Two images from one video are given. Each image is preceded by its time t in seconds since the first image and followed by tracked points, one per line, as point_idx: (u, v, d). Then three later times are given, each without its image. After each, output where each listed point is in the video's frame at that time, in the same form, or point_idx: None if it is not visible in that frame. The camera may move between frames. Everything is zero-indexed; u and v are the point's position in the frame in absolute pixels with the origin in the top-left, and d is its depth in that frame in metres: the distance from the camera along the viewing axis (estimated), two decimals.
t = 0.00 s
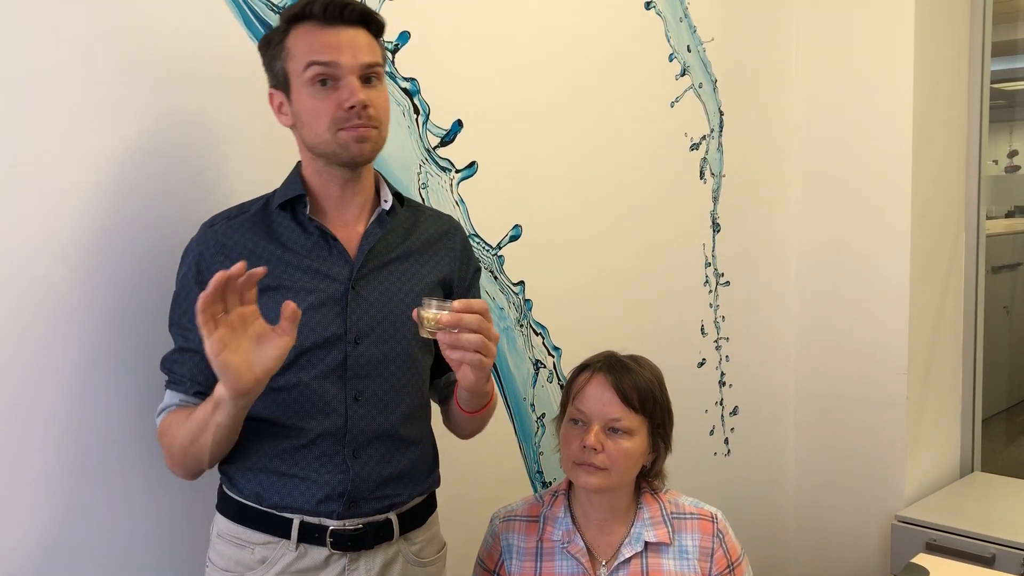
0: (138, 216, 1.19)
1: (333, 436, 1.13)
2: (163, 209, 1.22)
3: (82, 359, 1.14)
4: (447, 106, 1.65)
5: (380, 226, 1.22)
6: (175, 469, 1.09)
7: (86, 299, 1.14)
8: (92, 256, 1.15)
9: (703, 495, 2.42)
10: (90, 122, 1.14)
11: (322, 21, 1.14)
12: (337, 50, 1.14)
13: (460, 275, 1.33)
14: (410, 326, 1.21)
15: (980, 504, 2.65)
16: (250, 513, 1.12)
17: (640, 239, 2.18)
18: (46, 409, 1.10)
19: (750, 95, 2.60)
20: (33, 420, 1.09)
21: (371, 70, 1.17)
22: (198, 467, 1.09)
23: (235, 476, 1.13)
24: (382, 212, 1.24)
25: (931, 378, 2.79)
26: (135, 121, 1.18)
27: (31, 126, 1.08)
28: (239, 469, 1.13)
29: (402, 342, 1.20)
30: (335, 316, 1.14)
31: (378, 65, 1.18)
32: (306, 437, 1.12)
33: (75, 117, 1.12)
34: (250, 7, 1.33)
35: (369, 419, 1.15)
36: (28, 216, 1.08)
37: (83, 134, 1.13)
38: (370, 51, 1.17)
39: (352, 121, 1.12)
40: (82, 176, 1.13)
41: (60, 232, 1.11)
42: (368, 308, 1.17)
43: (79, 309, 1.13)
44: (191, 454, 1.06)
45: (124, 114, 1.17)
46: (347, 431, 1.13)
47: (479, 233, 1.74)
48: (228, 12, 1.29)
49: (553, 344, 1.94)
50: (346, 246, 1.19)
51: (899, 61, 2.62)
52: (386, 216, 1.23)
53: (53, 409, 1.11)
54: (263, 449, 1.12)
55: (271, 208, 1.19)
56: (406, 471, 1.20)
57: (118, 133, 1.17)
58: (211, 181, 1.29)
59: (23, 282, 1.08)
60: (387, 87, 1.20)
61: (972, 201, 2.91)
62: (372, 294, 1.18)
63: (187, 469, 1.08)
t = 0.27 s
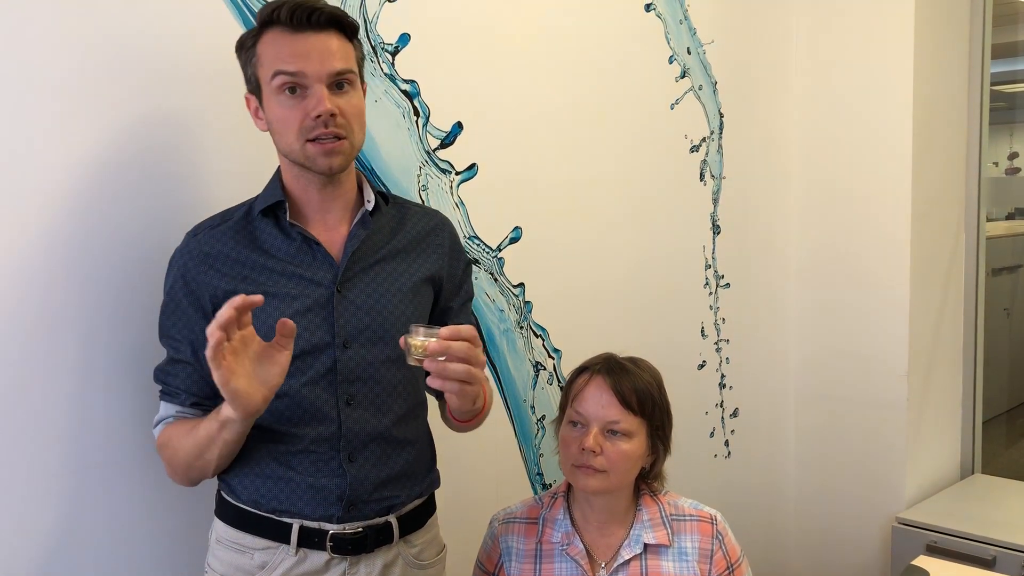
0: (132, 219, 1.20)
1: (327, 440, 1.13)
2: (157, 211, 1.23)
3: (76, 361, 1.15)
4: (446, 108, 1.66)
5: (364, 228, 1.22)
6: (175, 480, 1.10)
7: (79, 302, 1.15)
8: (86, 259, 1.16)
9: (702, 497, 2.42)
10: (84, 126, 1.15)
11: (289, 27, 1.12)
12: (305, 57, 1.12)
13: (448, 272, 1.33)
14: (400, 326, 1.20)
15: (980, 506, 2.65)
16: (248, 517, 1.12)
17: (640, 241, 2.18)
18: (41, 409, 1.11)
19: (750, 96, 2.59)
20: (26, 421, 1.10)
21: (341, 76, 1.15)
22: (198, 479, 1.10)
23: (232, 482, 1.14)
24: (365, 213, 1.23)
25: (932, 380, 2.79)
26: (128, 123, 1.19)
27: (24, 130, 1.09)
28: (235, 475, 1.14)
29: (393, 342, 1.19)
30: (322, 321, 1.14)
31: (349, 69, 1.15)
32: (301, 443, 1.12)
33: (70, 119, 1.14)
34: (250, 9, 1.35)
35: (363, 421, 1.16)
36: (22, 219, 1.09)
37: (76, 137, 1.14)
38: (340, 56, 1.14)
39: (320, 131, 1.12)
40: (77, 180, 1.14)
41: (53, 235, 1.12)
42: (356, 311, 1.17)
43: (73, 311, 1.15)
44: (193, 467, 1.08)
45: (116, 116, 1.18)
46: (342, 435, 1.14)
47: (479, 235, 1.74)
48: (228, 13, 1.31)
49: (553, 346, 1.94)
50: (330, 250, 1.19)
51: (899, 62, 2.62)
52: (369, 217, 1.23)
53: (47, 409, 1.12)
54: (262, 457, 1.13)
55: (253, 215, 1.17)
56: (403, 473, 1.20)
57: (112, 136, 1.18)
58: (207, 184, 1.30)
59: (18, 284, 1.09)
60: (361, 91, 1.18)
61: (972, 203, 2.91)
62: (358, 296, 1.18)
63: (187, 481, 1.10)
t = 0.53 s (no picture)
0: (127, 217, 1.20)
1: (323, 443, 1.13)
2: (152, 210, 1.23)
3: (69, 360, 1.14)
4: (447, 108, 1.65)
5: (359, 229, 1.22)
6: (183, 477, 1.08)
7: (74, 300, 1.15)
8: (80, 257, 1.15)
9: (704, 498, 2.41)
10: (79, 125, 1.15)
11: (292, 24, 1.12)
12: (306, 54, 1.12)
13: (442, 274, 1.33)
14: (396, 327, 1.21)
15: (982, 507, 2.65)
16: (245, 519, 1.12)
17: (641, 241, 2.18)
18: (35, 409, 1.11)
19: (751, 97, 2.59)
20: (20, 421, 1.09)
21: (342, 75, 1.15)
22: (207, 475, 1.09)
23: (229, 484, 1.13)
24: (360, 214, 1.24)
25: (933, 381, 2.78)
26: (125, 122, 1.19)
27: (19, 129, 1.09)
28: (232, 477, 1.13)
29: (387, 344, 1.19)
30: (318, 322, 1.14)
31: (350, 69, 1.16)
32: (297, 446, 1.12)
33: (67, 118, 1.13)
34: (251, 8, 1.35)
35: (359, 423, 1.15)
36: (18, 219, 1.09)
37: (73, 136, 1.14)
38: (342, 55, 1.15)
39: (319, 128, 1.11)
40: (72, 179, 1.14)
41: (48, 234, 1.12)
42: (351, 313, 1.17)
43: (67, 310, 1.14)
44: (207, 464, 1.07)
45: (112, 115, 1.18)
46: (338, 437, 1.13)
47: (480, 235, 1.74)
48: (228, 13, 1.32)
49: (554, 346, 1.93)
50: (325, 251, 1.19)
51: (900, 63, 2.62)
52: (364, 219, 1.23)
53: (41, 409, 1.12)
54: (259, 460, 1.12)
55: (248, 213, 1.16)
56: (399, 475, 1.20)
57: (108, 135, 1.18)
58: (204, 183, 1.30)
59: (13, 283, 1.09)
60: (360, 91, 1.18)
61: (974, 203, 2.91)
62: (353, 298, 1.18)
63: (196, 476, 1.09)
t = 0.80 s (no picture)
0: (123, 216, 1.20)
1: (320, 444, 1.12)
2: (149, 208, 1.23)
3: (63, 359, 1.14)
4: (449, 107, 1.66)
5: (358, 228, 1.22)
6: (184, 471, 1.07)
7: (69, 298, 1.15)
8: (75, 256, 1.15)
9: (704, 498, 2.41)
10: (73, 128, 1.14)
11: (304, 20, 1.12)
12: (316, 52, 1.12)
13: (438, 275, 1.33)
14: (392, 328, 1.21)
15: (984, 508, 2.65)
16: (240, 520, 1.11)
17: (643, 241, 2.18)
18: (28, 409, 1.11)
19: (753, 97, 2.59)
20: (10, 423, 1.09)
21: (350, 75, 1.15)
22: (209, 470, 1.09)
23: (224, 483, 1.12)
24: (358, 213, 1.24)
25: (935, 381, 2.78)
26: (122, 122, 1.19)
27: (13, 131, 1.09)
28: (227, 477, 1.12)
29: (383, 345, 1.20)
30: (314, 323, 1.14)
31: (358, 69, 1.16)
32: (292, 446, 1.11)
33: (64, 118, 1.13)
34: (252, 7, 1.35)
35: (352, 424, 1.15)
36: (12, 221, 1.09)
37: (67, 137, 1.14)
38: (351, 55, 1.15)
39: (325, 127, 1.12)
40: (68, 179, 1.14)
41: (42, 234, 1.12)
42: (348, 314, 1.17)
43: (63, 309, 1.14)
44: (211, 459, 1.06)
45: (107, 114, 1.18)
46: (332, 439, 1.13)
47: (481, 235, 1.74)
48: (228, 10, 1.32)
49: (555, 346, 1.93)
50: (324, 250, 1.19)
51: (902, 63, 2.62)
52: (362, 217, 1.22)
53: (34, 408, 1.11)
54: (256, 459, 1.11)
55: (246, 209, 1.16)
56: (395, 474, 1.21)
57: (101, 135, 1.17)
58: (203, 182, 1.30)
59: (8, 282, 1.09)
60: (367, 92, 1.19)
61: (976, 204, 2.91)
62: (351, 299, 1.18)
63: (196, 471, 1.08)
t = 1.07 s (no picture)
0: (121, 215, 1.20)
1: (316, 442, 1.12)
2: (147, 208, 1.23)
3: (61, 358, 1.14)
4: (449, 106, 1.66)
5: (356, 228, 1.22)
6: (173, 451, 1.01)
7: (68, 297, 1.15)
8: (73, 255, 1.15)
9: (705, 498, 2.41)
10: (72, 127, 1.14)
11: (328, 35, 1.12)
12: (337, 68, 1.12)
13: (434, 276, 1.34)
14: (389, 328, 1.21)
15: (984, 507, 2.65)
16: (236, 520, 1.10)
17: (644, 240, 2.18)
18: (26, 408, 1.11)
19: (753, 97, 2.59)
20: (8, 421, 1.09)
21: (368, 93, 1.15)
22: (199, 448, 1.01)
23: (219, 483, 1.12)
24: (356, 212, 1.24)
25: (936, 381, 2.78)
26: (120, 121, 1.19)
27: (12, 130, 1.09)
28: (223, 476, 1.12)
29: (380, 344, 1.20)
30: (314, 319, 1.14)
31: (376, 88, 1.16)
32: (289, 443, 1.11)
33: (63, 118, 1.14)
34: (253, 6, 1.35)
35: (351, 422, 1.15)
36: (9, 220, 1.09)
37: (66, 136, 1.14)
38: (371, 75, 1.15)
39: (339, 145, 1.12)
40: (66, 178, 1.14)
41: (40, 233, 1.12)
42: (346, 312, 1.17)
43: (61, 308, 1.14)
44: (193, 428, 0.99)
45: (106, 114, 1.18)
46: (330, 436, 1.13)
47: (482, 234, 1.74)
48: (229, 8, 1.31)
49: (555, 345, 1.93)
50: (322, 249, 1.19)
51: (903, 63, 2.62)
52: (361, 217, 1.23)
53: (32, 407, 1.11)
54: (251, 459, 1.11)
55: (243, 207, 1.16)
56: (391, 473, 1.21)
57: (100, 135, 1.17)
58: (202, 180, 1.30)
59: (5, 281, 1.09)
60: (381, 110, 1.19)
61: (977, 204, 2.91)
62: (349, 297, 1.18)
63: (188, 450, 1.01)
